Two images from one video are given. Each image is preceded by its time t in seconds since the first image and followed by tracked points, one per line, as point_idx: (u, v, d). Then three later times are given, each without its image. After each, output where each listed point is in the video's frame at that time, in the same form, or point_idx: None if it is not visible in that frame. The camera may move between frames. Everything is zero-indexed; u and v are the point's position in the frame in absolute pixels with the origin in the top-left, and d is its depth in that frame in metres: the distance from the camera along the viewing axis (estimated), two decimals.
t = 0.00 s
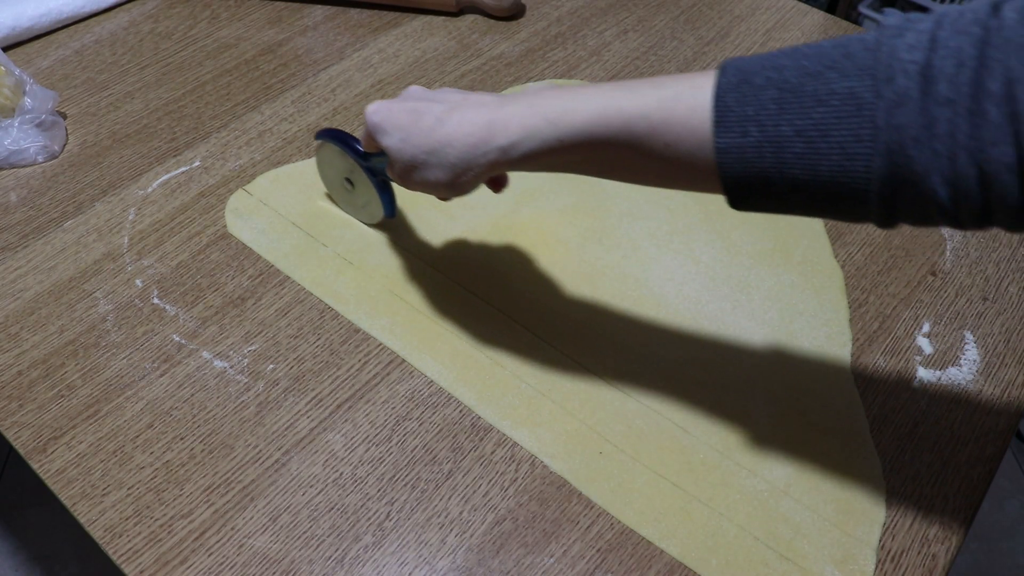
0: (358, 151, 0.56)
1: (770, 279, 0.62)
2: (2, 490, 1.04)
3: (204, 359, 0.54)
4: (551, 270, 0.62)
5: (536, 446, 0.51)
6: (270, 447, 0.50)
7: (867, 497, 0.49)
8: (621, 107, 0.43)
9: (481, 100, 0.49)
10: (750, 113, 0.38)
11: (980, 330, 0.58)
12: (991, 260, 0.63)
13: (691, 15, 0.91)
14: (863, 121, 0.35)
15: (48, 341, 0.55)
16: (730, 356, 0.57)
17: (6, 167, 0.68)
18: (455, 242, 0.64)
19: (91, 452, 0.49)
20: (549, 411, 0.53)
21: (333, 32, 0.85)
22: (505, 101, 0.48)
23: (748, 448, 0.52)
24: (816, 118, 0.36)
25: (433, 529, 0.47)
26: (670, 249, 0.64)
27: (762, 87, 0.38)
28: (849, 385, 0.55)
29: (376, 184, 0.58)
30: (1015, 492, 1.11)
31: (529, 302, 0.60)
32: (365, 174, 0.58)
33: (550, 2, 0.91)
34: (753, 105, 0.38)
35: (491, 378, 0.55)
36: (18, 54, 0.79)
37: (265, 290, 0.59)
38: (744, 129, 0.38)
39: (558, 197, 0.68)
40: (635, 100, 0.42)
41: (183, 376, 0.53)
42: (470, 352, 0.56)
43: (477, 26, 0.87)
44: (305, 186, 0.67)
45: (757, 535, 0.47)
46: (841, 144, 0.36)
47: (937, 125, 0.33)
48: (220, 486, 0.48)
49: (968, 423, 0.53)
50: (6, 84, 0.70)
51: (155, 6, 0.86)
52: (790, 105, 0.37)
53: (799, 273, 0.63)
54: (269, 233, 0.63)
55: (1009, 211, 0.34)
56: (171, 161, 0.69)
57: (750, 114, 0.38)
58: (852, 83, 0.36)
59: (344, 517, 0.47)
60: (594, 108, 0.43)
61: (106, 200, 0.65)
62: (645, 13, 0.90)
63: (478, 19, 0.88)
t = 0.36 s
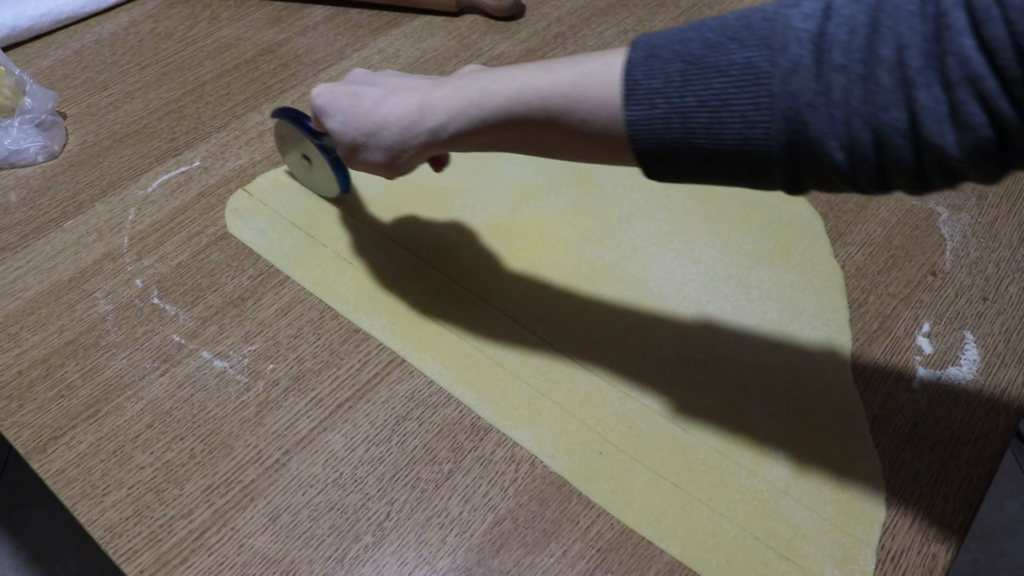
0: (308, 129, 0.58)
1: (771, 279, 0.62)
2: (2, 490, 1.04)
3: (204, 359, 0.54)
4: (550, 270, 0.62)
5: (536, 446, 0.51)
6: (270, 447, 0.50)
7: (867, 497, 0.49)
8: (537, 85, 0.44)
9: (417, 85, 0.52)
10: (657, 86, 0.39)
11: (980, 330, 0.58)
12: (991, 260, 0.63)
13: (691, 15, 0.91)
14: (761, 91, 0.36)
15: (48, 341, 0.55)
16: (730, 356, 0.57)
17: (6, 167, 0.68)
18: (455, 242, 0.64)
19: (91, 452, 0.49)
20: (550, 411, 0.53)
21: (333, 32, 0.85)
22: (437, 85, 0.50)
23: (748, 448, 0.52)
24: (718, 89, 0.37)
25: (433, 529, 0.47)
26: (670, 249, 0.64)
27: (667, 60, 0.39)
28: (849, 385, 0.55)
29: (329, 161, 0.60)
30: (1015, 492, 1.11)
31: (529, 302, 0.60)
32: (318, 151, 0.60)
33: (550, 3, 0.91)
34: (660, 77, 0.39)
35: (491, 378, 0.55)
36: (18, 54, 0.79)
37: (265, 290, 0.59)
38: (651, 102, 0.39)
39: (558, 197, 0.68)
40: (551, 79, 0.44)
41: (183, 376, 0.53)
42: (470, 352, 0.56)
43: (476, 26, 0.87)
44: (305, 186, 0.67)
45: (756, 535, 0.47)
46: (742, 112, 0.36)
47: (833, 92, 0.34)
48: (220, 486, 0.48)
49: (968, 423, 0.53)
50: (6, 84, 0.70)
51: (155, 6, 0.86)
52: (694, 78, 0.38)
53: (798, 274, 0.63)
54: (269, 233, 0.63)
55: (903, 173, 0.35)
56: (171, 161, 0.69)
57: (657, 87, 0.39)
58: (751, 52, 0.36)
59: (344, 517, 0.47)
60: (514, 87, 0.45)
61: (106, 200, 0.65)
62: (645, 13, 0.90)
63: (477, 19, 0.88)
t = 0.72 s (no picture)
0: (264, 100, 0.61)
1: (771, 279, 0.62)
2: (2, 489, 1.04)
3: (204, 359, 0.54)
4: (550, 270, 0.62)
5: (536, 446, 0.51)
6: (270, 447, 0.50)
7: (867, 497, 0.49)
8: (453, 57, 0.46)
9: (360, 65, 0.56)
10: (556, 49, 0.40)
11: (980, 330, 0.58)
12: (991, 260, 0.64)
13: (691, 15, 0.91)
14: (647, 44, 0.37)
15: (48, 341, 0.55)
16: (730, 355, 0.57)
17: (5, 167, 0.68)
18: (455, 242, 0.64)
19: (91, 452, 0.49)
20: (550, 411, 0.53)
21: (333, 32, 0.85)
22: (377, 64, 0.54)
23: (748, 448, 0.52)
24: (609, 47, 0.38)
25: (433, 529, 0.47)
26: (670, 249, 0.64)
27: (565, 22, 0.40)
28: (850, 384, 0.55)
29: (283, 133, 0.62)
30: (1015, 492, 1.11)
31: (530, 302, 0.60)
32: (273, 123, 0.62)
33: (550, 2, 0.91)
34: (557, 38, 0.40)
35: (491, 378, 0.55)
36: (18, 54, 0.79)
37: (265, 290, 0.59)
38: (551, 64, 0.40)
39: (557, 197, 0.68)
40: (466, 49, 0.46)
41: (183, 376, 0.53)
42: (470, 352, 0.56)
43: (477, 26, 0.87)
44: (305, 186, 0.67)
45: (756, 535, 0.47)
46: (631, 68, 0.38)
47: (715, 41, 0.35)
48: (220, 486, 0.48)
49: (968, 423, 0.53)
50: (6, 84, 0.70)
51: (155, 6, 0.86)
52: (588, 37, 0.39)
53: (798, 273, 0.63)
54: (269, 234, 0.63)
55: (785, 118, 0.36)
56: (171, 161, 0.69)
57: (556, 49, 0.40)
58: (637, 10, 0.37)
59: (344, 517, 0.47)
60: (432, 61, 0.47)
61: (106, 200, 0.65)
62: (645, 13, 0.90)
63: (478, 19, 0.88)
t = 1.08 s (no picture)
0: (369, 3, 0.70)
1: (771, 279, 0.62)
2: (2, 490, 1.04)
3: (204, 359, 0.54)
4: (551, 270, 0.62)
5: (536, 446, 0.51)
6: (270, 447, 0.50)
7: (867, 497, 0.49)
8: None
9: None
10: None
11: (980, 330, 0.58)
12: (991, 260, 0.64)
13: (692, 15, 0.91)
14: None
15: (48, 341, 0.55)
16: (731, 356, 0.57)
17: (6, 167, 0.68)
18: (456, 242, 0.63)
19: (91, 452, 0.49)
20: (550, 411, 0.53)
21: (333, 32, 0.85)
22: None
23: (748, 448, 0.52)
24: None
25: (433, 529, 0.47)
26: (670, 249, 0.64)
27: None
28: (850, 385, 0.55)
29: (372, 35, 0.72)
30: (1015, 492, 1.11)
31: (531, 302, 0.59)
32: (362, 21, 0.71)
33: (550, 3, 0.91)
34: None
35: (491, 379, 0.55)
36: (18, 54, 0.79)
37: (265, 290, 0.59)
38: None
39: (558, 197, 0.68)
40: None
41: (183, 376, 0.53)
42: (470, 352, 0.56)
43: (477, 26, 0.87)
44: (305, 186, 0.67)
45: (756, 535, 0.47)
46: None
47: None
48: (220, 486, 0.48)
49: (968, 423, 0.53)
50: (6, 84, 0.70)
51: (155, 7, 0.86)
52: None
53: (799, 274, 0.63)
54: (269, 234, 0.63)
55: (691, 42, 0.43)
56: (171, 161, 0.69)
57: None
58: None
59: (344, 517, 0.47)
60: None
61: (106, 200, 0.65)
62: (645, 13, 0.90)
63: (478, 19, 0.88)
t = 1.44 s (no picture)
0: None
1: (770, 279, 0.62)
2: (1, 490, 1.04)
3: (204, 359, 0.54)
4: (551, 271, 0.62)
5: (536, 446, 0.51)
6: (270, 447, 0.50)
7: (867, 497, 0.49)
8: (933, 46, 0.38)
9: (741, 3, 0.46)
10: None
11: (980, 331, 0.59)
12: (990, 260, 0.64)
13: (691, 15, 0.91)
14: None
15: (48, 341, 0.55)
16: (731, 356, 0.57)
17: (6, 168, 0.68)
18: (456, 242, 0.63)
19: (91, 452, 0.49)
20: (550, 411, 0.53)
21: (333, 32, 0.85)
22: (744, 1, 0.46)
23: (748, 448, 0.52)
24: None
25: (433, 529, 0.47)
26: (670, 249, 0.64)
27: None
28: (849, 385, 0.55)
29: None
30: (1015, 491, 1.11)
31: (531, 302, 0.59)
32: None
33: (550, 2, 0.91)
34: None
35: (491, 378, 0.55)
36: (17, 54, 0.79)
37: (265, 290, 0.59)
38: None
39: (558, 197, 0.68)
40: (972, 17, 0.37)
41: (183, 376, 0.53)
42: (470, 352, 0.56)
43: (476, 26, 0.87)
44: (305, 186, 0.67)
45: (756, 535, 0.47)
46: None
47: None
48: (220, 486, 0.48)
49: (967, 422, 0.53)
50: (6, 84, 0.70)
51: (155, 7, 0.86)
52: None
53: (798, 274, 0.63)
54: (269, 234, 0.63)
55: None
56: (171, 161, 0.69)
57: None
58: None
59: (344, 517, 0.47)
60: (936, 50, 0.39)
61: (106, 200, 0.65)
62: (645, 13, 0.90)
63: (477, 19, 0.88)
